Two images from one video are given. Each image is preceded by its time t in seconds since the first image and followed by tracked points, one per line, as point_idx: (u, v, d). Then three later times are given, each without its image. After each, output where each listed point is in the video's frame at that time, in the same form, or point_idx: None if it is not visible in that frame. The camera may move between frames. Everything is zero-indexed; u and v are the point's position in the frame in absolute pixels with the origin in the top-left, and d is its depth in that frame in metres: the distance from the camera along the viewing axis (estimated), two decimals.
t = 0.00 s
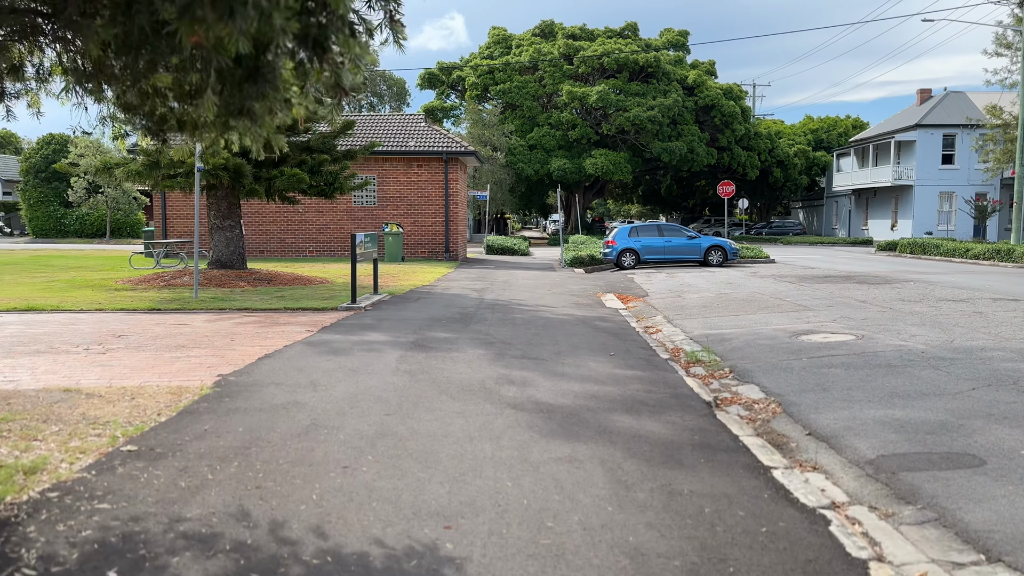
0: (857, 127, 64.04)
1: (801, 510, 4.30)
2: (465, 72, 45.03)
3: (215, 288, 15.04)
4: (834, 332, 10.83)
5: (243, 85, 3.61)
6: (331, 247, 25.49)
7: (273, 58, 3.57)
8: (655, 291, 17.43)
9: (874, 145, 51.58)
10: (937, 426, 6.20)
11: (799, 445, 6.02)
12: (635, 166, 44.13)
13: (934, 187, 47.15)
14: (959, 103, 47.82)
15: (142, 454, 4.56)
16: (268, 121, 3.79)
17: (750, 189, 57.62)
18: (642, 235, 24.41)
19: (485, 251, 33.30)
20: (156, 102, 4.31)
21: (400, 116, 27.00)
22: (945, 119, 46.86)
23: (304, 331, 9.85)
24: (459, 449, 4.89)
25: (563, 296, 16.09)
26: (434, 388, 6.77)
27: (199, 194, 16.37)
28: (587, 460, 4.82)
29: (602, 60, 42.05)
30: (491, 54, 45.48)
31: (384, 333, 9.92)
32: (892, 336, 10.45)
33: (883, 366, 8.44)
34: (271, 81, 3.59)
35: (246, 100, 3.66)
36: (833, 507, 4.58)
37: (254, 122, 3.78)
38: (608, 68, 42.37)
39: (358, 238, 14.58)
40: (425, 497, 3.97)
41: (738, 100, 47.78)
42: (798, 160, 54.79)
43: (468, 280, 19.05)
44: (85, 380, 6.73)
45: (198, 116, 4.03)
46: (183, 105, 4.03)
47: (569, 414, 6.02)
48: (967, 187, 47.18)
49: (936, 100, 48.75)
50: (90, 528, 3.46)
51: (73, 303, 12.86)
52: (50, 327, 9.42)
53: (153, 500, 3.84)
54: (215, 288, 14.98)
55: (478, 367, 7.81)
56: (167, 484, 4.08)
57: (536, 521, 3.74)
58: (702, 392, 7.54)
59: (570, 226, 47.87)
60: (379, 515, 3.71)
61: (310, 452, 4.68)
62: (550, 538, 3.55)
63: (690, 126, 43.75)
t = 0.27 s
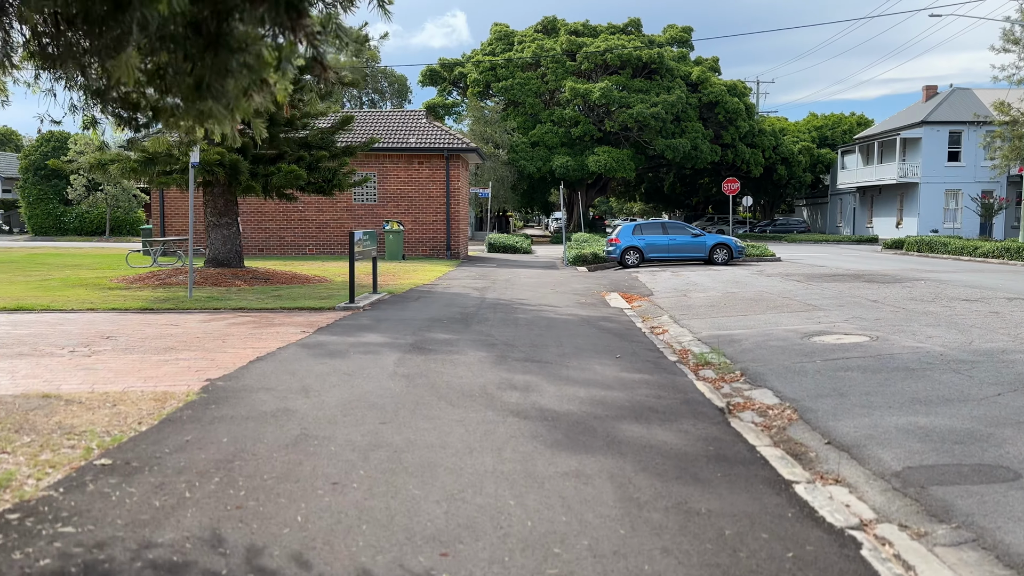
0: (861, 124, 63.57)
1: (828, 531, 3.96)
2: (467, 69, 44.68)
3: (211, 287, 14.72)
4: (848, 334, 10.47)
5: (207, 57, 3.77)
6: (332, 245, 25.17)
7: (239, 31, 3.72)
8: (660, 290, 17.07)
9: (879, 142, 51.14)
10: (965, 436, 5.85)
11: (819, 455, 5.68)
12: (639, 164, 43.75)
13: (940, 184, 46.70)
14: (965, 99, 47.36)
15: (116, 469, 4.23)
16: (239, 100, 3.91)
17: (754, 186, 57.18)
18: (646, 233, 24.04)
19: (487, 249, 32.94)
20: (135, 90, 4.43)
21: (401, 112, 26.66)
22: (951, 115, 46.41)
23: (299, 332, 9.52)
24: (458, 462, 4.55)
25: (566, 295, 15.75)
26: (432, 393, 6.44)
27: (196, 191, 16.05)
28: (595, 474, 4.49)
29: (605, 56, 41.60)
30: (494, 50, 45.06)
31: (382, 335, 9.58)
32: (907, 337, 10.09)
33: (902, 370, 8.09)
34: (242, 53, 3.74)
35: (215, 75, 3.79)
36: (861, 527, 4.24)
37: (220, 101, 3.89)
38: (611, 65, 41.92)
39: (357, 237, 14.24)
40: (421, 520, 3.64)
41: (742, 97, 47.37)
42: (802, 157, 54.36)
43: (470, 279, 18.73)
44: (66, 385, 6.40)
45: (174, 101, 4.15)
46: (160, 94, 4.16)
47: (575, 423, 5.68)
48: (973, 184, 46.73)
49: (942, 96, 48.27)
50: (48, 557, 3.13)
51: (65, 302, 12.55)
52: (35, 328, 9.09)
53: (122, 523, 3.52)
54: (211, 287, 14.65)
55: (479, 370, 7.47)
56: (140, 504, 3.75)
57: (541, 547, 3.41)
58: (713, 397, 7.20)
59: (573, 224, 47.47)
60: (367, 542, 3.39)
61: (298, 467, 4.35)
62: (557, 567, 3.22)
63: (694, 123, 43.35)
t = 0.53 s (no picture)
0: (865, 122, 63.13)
1: (855, 558, 3.64)
2: (468, 66, 44.35)
3: (206, 287, 14.43)
4: (859, 336, 10.14)
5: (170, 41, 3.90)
6: (331, 244, 24.88)
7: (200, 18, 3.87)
8: (665, 290, 16.75)
9: (883, 139, 50.72)
10: (992, 449, 5.52)
11: (838, 470, 5.35)
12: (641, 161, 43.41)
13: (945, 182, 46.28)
14: (971, 96, 46.92)
15: (83, 489, 3.91)
16: (200, 77, 4.00)
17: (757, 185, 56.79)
18: (649, 231, 23.70)
19: (488, 248, 32.59)
20: (117, 79, 4.61)
21: (401, 109, 26.34)
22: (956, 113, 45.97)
23: (292, 335, 9.20)
24: (453, 480, 4.24)
25: (568, 295, 15.42)
26: (428, 402, 6.11)
27: (191, 189, 15.75)
28: (601, 494, 4.17)
29: (607, 53, 41.23)
30: (495, 47, 44.70)
31: (378, 338, 9.27)
32: (921, 340, 9.76)
33: (918, 376, 7.76)
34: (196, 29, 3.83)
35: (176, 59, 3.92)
36: (888, 552, 3.93)
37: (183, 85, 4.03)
38: (614, 62, 41.54)
39: (354, 236, 13.92)
40: (411, 550, 3.32)
41: (745, 94, 46.96)
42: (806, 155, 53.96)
43: (471, 278, 18.41)
44: (43, 393, 6.09)
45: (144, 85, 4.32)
46: (135, 76, 4.30)
47: (579, 435, 5.36)
48: (978, 182, 46.31)
49: (947, 93, 47.84)
50: None
51: (54, 302, 12.24)
52: (19, 331, 8.77)
53: (83, 554, 3.21)
54: (205, 288, 14.35)
55: (477, 377, 7.14)
56: (105, 530, 3.44)
57: None
58: (723, 405, 6.87)
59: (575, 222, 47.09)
60: None
61: (281, 486, 4.04)
62: None
63: (697, 120, 42.97)
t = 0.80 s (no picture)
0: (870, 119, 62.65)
1: None
2: (469, 62, 43.99)
3: (200, 285, 14.11)
4: (872, 337, 9.79)
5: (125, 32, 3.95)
6: (330, 241, 24.57)
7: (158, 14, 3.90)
8: (669, 288, 16.40)
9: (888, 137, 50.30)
10: (1022, 458, 5.19)
11: (859, 481, 5.02)
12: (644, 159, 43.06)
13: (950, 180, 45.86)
14: (976, 93, 46.48)
15: (44, 508, 3.58)
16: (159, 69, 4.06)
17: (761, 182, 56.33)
18: (653, 229, 23.33)
19: (489, 246, 32.23)
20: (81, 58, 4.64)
21: (401, 105, 25.99)
22: (961, 110, 45.53)
23: (285, 336, 8.86)
24: (446, 496, 3.92)
25: (570, 294, 15.07)
26: (422, 408, 5.78)
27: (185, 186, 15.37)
28: (607, 512, 3.84)
29: (610, 49, 40.81)
30: (496, 43, 44.35)
31: (374, 338, 8.93)
32: (936, 341, 9.41)
33: (937, 379, 7.41)
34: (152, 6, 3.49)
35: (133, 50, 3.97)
36: None
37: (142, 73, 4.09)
38: (616, 58, 41.16)
39: (351, 233, 13.58)
40: None
41: (749, 91, 46.55)
42: (810, 152, 53.53)
43: (471, 277, 18.08)
44: (17, 399, 5.76)
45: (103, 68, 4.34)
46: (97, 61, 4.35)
47: (582, 444, 5.02)
48: (984, 180, 45.88)
49: (953, 90, 47.39)
50: None
51: (43, 301, 11.92)
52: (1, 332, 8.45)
53: None
54: (199, 286, 14.02)
55: (476, 380, 6.81)
56: (60, 556, 3.11)
57: None
58: (734, 410, 6.52)
59: (577, 220, 46.70)
60: None
61: (260, 504, 3.71)
62: None
63: (700, 117, 42.58)
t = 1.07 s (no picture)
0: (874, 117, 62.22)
1: None
2: (470, 60, 43.67)
3: (194, 287, 13.81)
4: (886, 342, 9.45)
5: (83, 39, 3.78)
6: (329, 241, 24.25)
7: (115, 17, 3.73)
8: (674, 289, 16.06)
9: (892, 135, 49.88)
10: None
11: (885, 501, 4.68)
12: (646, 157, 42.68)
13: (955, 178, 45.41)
14: (982, 91, 46.04)
15: None
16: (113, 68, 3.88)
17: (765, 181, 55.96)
18: (656, 228, 22.98)
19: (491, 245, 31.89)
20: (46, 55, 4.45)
21: (402, 103, 25.68)
22: (967, 108, 45.10)
23: (278, 340, 8.53)
24: (442, 524, 3.59)
25: (573, 296, 14.74)
26: (419, 420, 5.46)
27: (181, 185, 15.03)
28: (617, 542, 3.52)
29: (612, 47, 40.42)
30: (498, 41, 44.06)
31: (371, 343, 8.60)
32: (954, 346, 9.07)
33: (959, 388, 7.07)
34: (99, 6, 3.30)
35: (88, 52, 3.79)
36: None
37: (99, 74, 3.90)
38: (618, 56, 40.76)
39: (349, 233, 13.25)
40: None
41: (752, 89, 46.16)
42: (814, 151, 53.14)
43: (472, 277, 17.77)
44: None
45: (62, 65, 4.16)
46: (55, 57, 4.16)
47: (589, 461, 4.69)
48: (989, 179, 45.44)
49: (958, 88, 46.96)
50: None
51: (32, 304, 11.61)
52: None
53: None
54: (194, 287, 13.70)
55: (476, 389, 6.48)
56: None
57: None
58: (749, 421, 6.19)
59: (579, 219, 46.34)
60: None
61: (238, 534, 3.39)
62: None
63: (703, 115, 42.20)
